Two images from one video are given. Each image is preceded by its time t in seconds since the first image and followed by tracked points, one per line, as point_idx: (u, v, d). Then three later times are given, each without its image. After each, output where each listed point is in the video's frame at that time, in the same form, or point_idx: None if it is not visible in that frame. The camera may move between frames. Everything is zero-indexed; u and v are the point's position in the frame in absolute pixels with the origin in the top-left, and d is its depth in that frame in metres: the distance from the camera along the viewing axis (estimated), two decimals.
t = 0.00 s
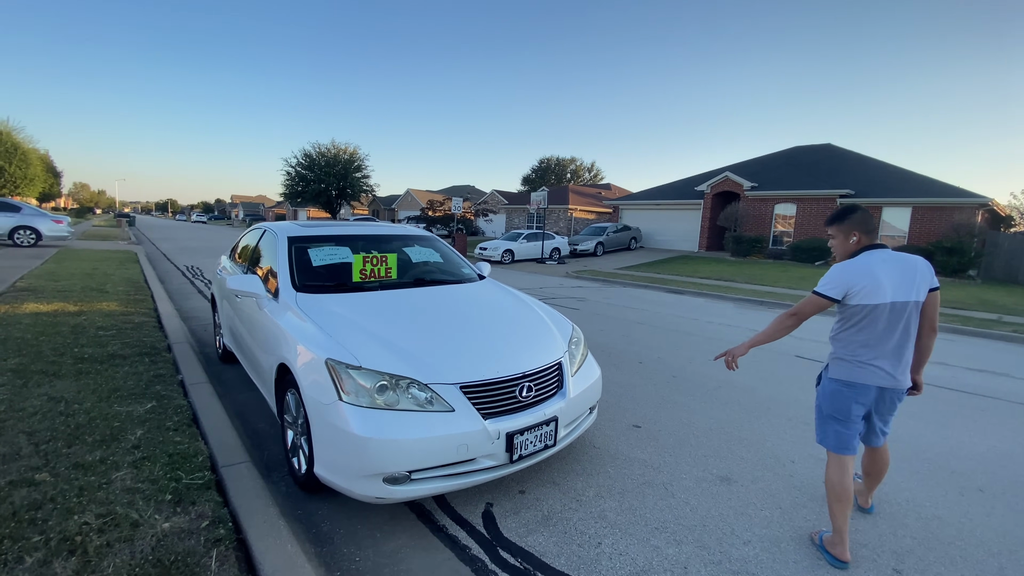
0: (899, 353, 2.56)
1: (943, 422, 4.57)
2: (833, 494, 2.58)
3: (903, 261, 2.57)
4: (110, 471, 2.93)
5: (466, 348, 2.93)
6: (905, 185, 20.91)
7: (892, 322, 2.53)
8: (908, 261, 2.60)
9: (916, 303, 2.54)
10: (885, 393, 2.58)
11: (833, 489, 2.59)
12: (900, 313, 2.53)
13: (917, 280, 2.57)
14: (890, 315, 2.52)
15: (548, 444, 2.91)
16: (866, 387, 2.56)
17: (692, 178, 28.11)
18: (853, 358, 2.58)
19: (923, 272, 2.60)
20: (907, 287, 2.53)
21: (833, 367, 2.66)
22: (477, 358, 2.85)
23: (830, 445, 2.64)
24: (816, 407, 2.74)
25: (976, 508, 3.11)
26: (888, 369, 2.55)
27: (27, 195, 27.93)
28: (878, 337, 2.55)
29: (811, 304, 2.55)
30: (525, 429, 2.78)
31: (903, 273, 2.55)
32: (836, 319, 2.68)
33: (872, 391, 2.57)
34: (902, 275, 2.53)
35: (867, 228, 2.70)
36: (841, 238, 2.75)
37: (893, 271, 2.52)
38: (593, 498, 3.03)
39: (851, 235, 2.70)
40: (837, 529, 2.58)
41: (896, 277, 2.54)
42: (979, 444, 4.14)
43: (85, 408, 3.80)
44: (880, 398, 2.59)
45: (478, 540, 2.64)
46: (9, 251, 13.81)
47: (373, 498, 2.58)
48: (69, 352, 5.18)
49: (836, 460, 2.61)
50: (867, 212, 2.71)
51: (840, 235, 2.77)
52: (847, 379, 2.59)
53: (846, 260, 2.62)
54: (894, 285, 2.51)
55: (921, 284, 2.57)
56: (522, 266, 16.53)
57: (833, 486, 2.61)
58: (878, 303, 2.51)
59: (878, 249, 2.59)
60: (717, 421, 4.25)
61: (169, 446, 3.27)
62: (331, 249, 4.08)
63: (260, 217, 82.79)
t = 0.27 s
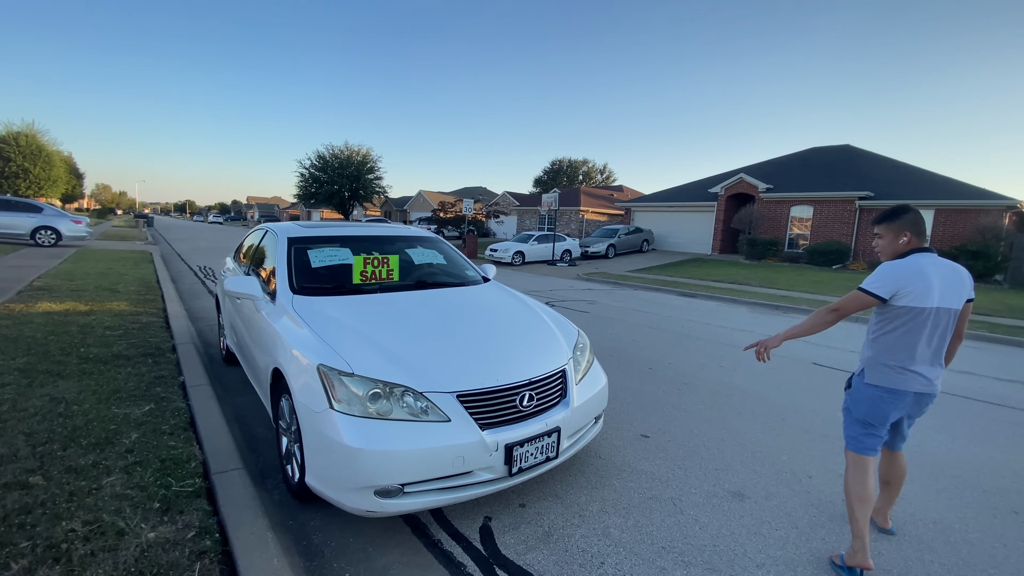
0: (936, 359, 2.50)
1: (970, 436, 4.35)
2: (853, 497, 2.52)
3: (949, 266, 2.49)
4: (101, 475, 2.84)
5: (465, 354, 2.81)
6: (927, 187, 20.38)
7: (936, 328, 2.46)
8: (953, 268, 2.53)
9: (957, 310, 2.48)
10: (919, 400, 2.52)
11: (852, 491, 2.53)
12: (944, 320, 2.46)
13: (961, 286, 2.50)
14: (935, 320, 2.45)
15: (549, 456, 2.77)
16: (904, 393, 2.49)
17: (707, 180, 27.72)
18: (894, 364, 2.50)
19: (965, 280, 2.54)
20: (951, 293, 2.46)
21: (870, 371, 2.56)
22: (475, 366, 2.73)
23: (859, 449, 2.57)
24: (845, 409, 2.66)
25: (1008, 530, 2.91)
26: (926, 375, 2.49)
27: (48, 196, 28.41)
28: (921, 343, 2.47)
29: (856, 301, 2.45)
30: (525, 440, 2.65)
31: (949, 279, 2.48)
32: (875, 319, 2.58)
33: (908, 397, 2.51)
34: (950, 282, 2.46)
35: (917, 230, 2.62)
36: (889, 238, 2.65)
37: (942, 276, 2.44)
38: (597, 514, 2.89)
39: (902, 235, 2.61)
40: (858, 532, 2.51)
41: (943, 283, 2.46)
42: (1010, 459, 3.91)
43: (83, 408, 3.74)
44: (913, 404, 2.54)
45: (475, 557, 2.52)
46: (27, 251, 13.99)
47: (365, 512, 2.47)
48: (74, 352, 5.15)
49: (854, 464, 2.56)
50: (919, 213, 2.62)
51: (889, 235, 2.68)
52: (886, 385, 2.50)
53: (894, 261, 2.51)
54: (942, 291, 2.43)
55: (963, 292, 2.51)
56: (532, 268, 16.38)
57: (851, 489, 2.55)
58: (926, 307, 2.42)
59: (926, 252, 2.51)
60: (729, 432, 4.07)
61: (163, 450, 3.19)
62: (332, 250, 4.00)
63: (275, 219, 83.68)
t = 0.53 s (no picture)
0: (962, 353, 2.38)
1: (995, 443, 4.12)
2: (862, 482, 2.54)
3: (978, 259, 2.39)
4: (90, 472, 2.81)
5: (458, 354, 2.71)
6: (952, 186, 19.78)
7: (961, 320, 2.35)
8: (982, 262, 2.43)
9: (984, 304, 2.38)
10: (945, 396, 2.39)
11: (861, 477, 2.55)
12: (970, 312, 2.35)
13: (990, 281, 2.40)
14: (961, 312, 2.34)
15: (544, 461, 2.66)
16: (929, 387, 2.37)
17: (723, 180, 27.29)
18: (917, 356, 2.38)
19: (994, 275, 2.43)
20: (979, 286, 2.36)
21: (892, 365, 2.46)
22: (467, 365, 2.64)
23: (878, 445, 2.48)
24: (862, 402, 2.56)
25: None
26: (953, 369, 2.36)
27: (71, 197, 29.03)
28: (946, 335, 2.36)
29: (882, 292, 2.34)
30: (517, 444, 2.55)
31: (977, 272, 2.38)
32: (899, 312, 2.48)
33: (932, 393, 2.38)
34: (977, 274, 2.36)
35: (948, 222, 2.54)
36: (919, 228, 2.57)
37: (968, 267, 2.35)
38: (594, 521, 2.77)
39: (933, 226, 2.53)
40: (870, 514, 2.56)
41: (970, 275, 2.36)
42: None
43: (81, 405, 3.73)
44: (940, 401, 2.40)
45: (463, 565, 2.42)
46: (47, 250, 14.26)
47: (350, 516, 2.39)
48: (80, 348, 5.18)
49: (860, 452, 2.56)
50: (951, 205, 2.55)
51: (918, 225, 2.60)
52: (908, 379, 2.39)
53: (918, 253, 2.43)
54: (968, 282, 2.34)
55: (992, 286, 2.41)
56: (544, 269, 16.24)
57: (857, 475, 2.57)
58: (951, 299, 2.32)
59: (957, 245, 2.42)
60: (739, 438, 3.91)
61: (155, 448, 3.16)
62: (331, 247, 3.94)
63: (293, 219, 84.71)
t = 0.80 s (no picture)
0: (974, 358, 2.29)
1: None
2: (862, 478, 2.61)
3: (994, 261, 2.28)
4: (80, 469, 2.83)
5: (443, 356, 2.64)
6: (991, 184, 18.88)
7: (970, 323, 2.27)
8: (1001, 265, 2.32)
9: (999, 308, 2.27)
10: (953, 402, 2.30)
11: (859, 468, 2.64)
12: (981, 316, 2.26)
13: (1009, 284, 2.29)
14: (969, 315, 2.26)
15: (530, 468, 2.57)
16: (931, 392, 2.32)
17: (748, 178, 26.64)
18: (919, 360, 2.34)
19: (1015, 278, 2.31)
20: (995, 289, 2.26)
21: (896, 368, 2.43)
22: (451, 368, 2.56)
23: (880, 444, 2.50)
24: (867, 402, 2.56)
25: None
26: (959, 373, 2.28)
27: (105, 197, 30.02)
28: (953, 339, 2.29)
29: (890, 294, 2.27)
30: (500, 451, 2.46)
31: (993, 274, 2.27)
32: (909, 316, 2.43)
33: (936, 397, 2.32)
34: (992, 276, 2.26)
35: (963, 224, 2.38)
36: (931, 228, 2.41)
37: (980, 269, 2.26)
38: (582, 532, 2.66)
39: (946, 227, 2.37)
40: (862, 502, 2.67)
41: (983, 278, 2.27)
42: None
43: (83, 401, 3.78)
44: (948, 407, 2.32)
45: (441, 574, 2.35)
46: (78, 248, 14.73)
47: (327, 520, 2.34)
48: (93, 345, 5.28)
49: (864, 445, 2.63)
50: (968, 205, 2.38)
51: (932, 225, 2.43)
52: (908, 381, 2.36)
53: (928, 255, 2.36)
54: (979, 285, 2.25)
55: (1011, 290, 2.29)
56: (561, 269, 16.08)
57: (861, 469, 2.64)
58: (958, 301, 2.25)
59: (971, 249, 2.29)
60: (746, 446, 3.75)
61: (148, 446, 3.17)
62: (328, 246, 3.91)
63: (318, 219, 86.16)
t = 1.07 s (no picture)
0: (985, 358, 2.24)
1: None
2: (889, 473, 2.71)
3: (1009, 260, 2.22)
4: (92, 458, 2.91)
5: (440, 353, 2.60)
6: None
7: (979, 323, 2.24)
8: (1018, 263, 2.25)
9: (1013, 307, 2.22)
10: (964, 402, 2.28)
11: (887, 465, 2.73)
12: (991, 315, 2.22)
13: None
14: (978, 315, 2.23)
15: (527, 469, 2.51)
16: (938, 391, 2.31)
17: (780, 174, 25.85)
18: (927, 359, 2.35)
19: None
20: (1007, 289, 2.21)
21: (907, 369, 2.45)
22: (449, 366, 2.52)
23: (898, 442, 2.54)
24: (884, 401, 2.60)
25: None
26: (968, 373, 2.25)
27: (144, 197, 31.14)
28: (959, 338, 2.28)
29: (897, 295, 2.28)
30: (495, 450, 2.40)
31: (1007, 273, 2.22)
32: (922, 316, 2.43)
33: (945, 397, 2.31)
34: (1005, 274, 2.21)
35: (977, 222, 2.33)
36: (942, 228, 2.38)
37: (991, 269, 2.21)
38: (581, 535, 2.59)
39: (956, 226, 2.34)
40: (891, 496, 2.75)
41: (996, 276, 2.22)
42: None
43: (102, 391, 3.89)
44: (959, 407, 2.29)
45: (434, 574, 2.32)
46: (117, 245, 15.30)
47: (320, 516, 2.34)
48: (119, 337, 5.44)
49: (887, 440, 2.72)
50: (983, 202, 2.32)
51: (944, 223, 2.40)
52: (915, 382, 2.38)
53: (938, 254, 2.33)
54: (989, 284, 2.21)
55: None
56: (584, 267, 15.91)
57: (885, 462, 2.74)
58: (966, 302, 2.23)
59: (981, 247, 2.25)
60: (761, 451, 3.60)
61: (159, 436, 3.24)
62: (336, 241, 3.91)
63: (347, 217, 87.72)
